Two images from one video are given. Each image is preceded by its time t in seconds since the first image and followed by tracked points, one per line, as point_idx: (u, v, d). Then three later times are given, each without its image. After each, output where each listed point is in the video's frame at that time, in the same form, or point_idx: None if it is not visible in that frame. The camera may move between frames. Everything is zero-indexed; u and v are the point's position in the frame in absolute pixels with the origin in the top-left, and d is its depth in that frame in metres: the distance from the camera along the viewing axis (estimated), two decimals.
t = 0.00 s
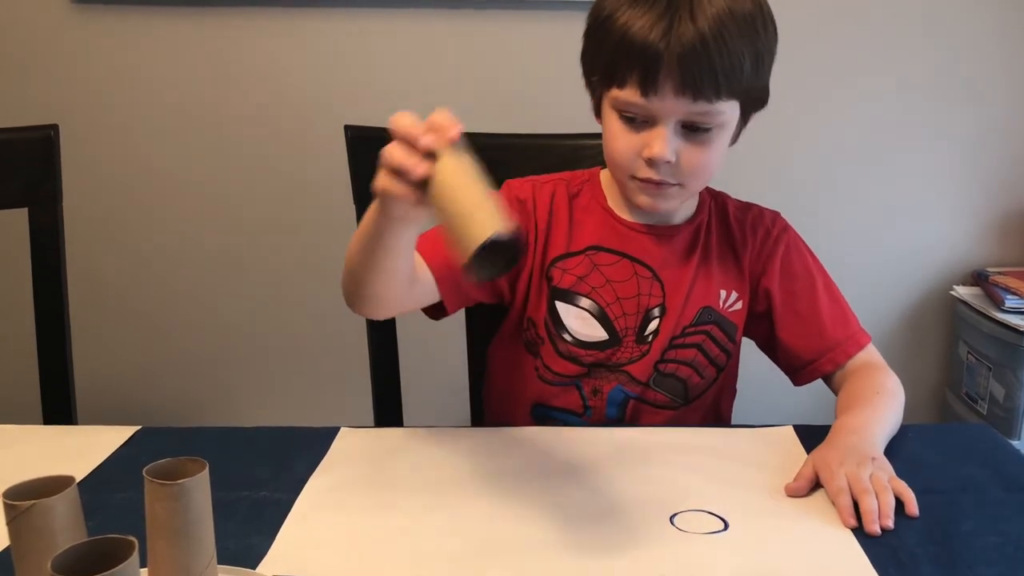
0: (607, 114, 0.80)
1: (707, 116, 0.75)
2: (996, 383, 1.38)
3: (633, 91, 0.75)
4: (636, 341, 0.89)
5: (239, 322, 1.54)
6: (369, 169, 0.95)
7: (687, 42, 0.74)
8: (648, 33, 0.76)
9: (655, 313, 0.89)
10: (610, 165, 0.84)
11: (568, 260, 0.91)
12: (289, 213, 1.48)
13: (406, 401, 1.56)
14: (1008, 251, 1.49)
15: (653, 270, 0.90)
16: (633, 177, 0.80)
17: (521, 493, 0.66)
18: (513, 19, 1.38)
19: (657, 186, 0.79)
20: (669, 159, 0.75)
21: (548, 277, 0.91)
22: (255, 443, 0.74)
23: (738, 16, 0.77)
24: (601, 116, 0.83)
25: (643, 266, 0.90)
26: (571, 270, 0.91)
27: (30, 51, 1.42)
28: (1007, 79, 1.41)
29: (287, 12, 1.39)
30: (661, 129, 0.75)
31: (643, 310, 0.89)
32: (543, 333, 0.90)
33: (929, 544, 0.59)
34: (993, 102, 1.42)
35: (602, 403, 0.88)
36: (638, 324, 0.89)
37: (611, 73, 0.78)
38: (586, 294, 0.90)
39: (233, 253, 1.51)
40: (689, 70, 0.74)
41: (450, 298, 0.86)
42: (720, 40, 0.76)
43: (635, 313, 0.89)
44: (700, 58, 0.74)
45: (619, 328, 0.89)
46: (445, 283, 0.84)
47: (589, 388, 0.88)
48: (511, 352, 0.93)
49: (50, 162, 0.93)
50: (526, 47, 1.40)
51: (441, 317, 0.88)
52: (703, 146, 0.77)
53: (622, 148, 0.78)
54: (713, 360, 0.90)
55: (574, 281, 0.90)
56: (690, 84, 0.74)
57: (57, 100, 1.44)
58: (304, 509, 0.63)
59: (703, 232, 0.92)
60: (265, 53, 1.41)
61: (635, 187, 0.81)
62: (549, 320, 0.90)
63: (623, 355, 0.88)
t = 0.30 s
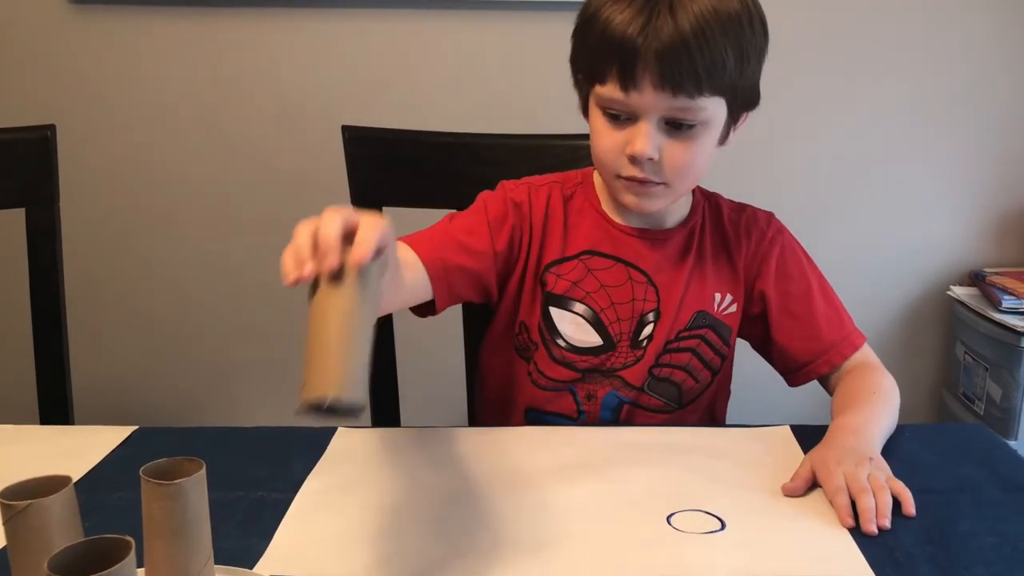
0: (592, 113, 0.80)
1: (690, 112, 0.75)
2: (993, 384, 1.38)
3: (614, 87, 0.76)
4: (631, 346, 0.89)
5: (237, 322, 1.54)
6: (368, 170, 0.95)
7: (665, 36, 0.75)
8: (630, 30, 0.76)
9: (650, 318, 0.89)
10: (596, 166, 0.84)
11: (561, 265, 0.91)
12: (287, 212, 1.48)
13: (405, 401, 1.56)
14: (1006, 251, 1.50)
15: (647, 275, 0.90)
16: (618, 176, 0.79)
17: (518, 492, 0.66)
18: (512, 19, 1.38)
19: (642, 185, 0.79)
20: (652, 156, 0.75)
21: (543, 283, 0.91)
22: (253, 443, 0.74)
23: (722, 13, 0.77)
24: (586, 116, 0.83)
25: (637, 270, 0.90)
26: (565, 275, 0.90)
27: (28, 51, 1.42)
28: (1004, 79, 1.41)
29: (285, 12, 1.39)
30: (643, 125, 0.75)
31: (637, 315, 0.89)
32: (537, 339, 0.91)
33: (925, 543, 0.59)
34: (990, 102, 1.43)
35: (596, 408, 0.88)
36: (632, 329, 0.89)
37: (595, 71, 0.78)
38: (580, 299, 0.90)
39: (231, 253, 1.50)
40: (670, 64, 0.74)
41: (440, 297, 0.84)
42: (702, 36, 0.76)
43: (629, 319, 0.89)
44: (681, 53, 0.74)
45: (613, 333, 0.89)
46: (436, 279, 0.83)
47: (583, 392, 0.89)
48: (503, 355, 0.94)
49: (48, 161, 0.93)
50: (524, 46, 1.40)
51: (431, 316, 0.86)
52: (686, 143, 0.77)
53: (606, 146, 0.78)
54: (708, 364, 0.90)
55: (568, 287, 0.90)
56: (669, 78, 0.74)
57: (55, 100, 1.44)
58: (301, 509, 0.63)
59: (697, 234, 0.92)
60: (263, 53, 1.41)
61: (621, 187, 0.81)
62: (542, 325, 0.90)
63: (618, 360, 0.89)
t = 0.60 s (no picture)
0: (579, 116, 0.80)
1: (675, 114, 0.75)
2: (993, 384, 1.38)
3: (598, 89, 0.76)
4: (631, 358, 0.89)
5: (237, 322, 1.54)
6: (367, 170, 0.95)
7: (648, 35, 0.75)
8: (614, 30, 0.76)
9: (650, 330, 0.89)
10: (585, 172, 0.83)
11: (559, 279, 0.90)
12: (286, 213, 1.48)
13: (405, 401, 1.56)
14: (1004, 250, 1.50)
15: (646, 287, 0.89)
16: (605, 182, 0.79)
17: (518, 492, 0.66)
18: (511, 19, 1.38)
19: (629, 190, 0.78)
20: (638, 159, 0.75)
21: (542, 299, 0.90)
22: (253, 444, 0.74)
23: (708, 13, 0.77)
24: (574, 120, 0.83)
25: (636, 282, 0.90)
26: (563, 290, 0.90)
27: (28, 52, 1.42)
28: (1004, 79, 1.42)
29: (284, 12, 1.39)
30: (629, 128, 0.75)
31: (637, 327, 0.89)
32: (536, 352, 0.91)
33: (926, 543, 0.60)
34: (989, 103, 1.43)
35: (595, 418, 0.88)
36: (632, 341, 0.89)
37: (580, 73, 0.78)
38: (579, 313, 0.89)
39: (231, 253, 1.51)
40: (654, 65, 0.74)
41: (440, 315, 0.82)
42: (686, 36, 0.76)
43: (628, 331, 0.89)
44: (664, 53, 0.74)
45: (613, 346, 0.89)
46: (437, 296, 0.81)
47: (582, 402, 0.89)
48: (500, 366, 0.94)
49: (48, 162, 0.93)
50: (524, 46, 1.40)
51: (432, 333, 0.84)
52: (672, 147, 0.76)
53: (592, 150, 0.78)
54: (709, 372, 0.91)
55: (567, 301, 0.90)
56: (652, 78, 0.74)
57: (55, 101, 1.44)
58: (302, 509, 0.63)
59: (694, 241, 0.91)
60: (263, 53, 1.41)
61: (608, 192, 0.80)
62: (542, 340, 0.90)
63: (618, 372, 0.89)
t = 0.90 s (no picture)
0: (575, 128, 0.80)
1: (670, 127, 0.75)
2: (995, 383, 1.38)
3: (591, 102, 0.76)
4: (631, 370, 0.89)
5: (239, 322, 1.54)
6: (368, 170, 0.95)
7: (641, 47, 0.74)
8: (607, 43, 0.76)
9: (650, 342, 0.89)
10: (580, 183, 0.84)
11: (558, 292, 0.90)
12: (288, 213, 1.48)
13: (407, 402, 1.56)
14: (1006, 250, 1.50)
15: (647, 299, 0.89)
16: (601, 195, 0.79)
17: (520, 492, 0.66)
18: (512, 19, 1.38)
19: (624, 204, 0.79)
20: (632, 174, 0.75)
21: (543, 312, 0.90)
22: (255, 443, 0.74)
23: (704, 23, 0.76)
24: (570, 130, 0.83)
25: (636, 294, 0.89)
26: (562, 303, 0.90)
27: (29, 52, 1.42)
28: (1006, 79, 1.41)
29: (285, 12, 1.39)
30: (622, 142, 0.75)
31: (637, 340, 0.89)
32: (536, 365, 0.91)
33: (927, 543, 0.60)
34: (990, 102, 1.42)
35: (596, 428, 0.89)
36: (632, 353, 0.89)
37: (574, 84, 0.78)
38: (579, 326, 0.89)
39: (232, 253, 1.51)
40: (646, 80, 0.74)
41: (438, 330, 0.82)
42: (681, 47, 0.75)
43: (628, 344, 0.89)
44: (657, 66, 0.74)
45: (613, 359, 0.89)
46: (436, 314, 0.81)
47: (583, 414, 0.89)
48: (500, 376, 0.94)
49: (49, 162, 0.93)
50: (524, 46, 1.40)
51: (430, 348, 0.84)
52: (665, 161, 0.76)
53: (586, 164, 0.78)
54: (711, 381, 0.91)
55: (566, 315, 0.89)
56: (643, 92, 0.74)
57: (57, 101, 1.44)
58: (303, 508, 0.64)
59: (694, 250, 0.91)
60: (264, 53, 1.41)
61: (604, 205, 0.81)
62: (542, 354, 0.90)
63: (619, 384, 0.89)
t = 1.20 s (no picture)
0: (575, 135, 0.80)
1: (670, 136, 0.75)
2: (996, 383, 1.38)
3: (591, 110, 0.76)
4: (632, 374, 0.89)
5: (239, 322, 1.54)
6: (368, 171, 0.95)
7: (641, 55, 0.74)
8: (607, 51, 0.76)
9: (651, 345, 0.89)
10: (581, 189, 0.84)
11: (558, 295, 0.90)
12: (289, 213, 1.48)
13: (408, 402, 1.56)
14: (1006, 249, 1.50)
15: (647, 302, 0.89)
16: (601, 203, 0.80)
17: (521, 492, 0.66)
18: (512, 18, 1.38)
19: (625, 211, 0.79)
20: (633, 183, 0.75)
21: (544, 316, 0.90)
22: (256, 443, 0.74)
23: (705, 30, 0.76)
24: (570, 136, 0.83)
25: (636, 297, 0.89)
26: (562, 306, 0.89)
27: (30, 52, 1.42)
28: (1007, 78, 1.41)
29: (285, 12, 1.39)
30: (623, 151, 0.75)
31: (638, 343, 0.89)
32: (536, 368, 0.91)
33: (929, 542, 0.59)
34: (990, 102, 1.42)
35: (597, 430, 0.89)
36: (633, 356, 0.89)
37: (574, 92, 0.78)
38: (579, 330, 0.89)
39: (233, 253, 1.51)
40: (647, 89, 0.74)
41: (438, 334, 0.81)
42: (682, 55, 0.75)
43: (629, 347, 0.89)
44: (658, 75, 0.74)
45: (614, 362, 0.89)
46: (436, 318, 0.81)
47: (583, 416, 0.89)
48: (500, 379, 0.94)
49: (50, 162, 0.93)
50: (525, 45, 1.40)
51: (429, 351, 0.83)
52: (666, 169, 0.77)
53: (586, 172, 0.78)
54: (712, 383, 0.91)
55: (566, 318, 0.89)
56: (643, 101, 0.74)
57: (57, 101, 1.44)
58: (304, 508, 0.64)
59: (695, 252, 0.91)
60: (264, 53, 1.41)
61: (605, 213, 0.81)
62: (542, 357, 0.90)
63: (620, 388, 0.89)
